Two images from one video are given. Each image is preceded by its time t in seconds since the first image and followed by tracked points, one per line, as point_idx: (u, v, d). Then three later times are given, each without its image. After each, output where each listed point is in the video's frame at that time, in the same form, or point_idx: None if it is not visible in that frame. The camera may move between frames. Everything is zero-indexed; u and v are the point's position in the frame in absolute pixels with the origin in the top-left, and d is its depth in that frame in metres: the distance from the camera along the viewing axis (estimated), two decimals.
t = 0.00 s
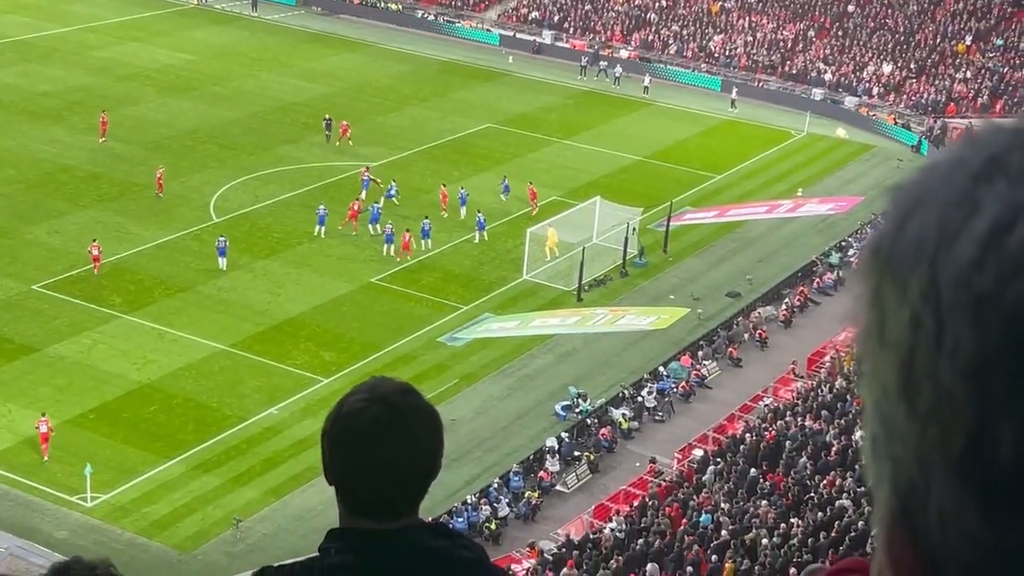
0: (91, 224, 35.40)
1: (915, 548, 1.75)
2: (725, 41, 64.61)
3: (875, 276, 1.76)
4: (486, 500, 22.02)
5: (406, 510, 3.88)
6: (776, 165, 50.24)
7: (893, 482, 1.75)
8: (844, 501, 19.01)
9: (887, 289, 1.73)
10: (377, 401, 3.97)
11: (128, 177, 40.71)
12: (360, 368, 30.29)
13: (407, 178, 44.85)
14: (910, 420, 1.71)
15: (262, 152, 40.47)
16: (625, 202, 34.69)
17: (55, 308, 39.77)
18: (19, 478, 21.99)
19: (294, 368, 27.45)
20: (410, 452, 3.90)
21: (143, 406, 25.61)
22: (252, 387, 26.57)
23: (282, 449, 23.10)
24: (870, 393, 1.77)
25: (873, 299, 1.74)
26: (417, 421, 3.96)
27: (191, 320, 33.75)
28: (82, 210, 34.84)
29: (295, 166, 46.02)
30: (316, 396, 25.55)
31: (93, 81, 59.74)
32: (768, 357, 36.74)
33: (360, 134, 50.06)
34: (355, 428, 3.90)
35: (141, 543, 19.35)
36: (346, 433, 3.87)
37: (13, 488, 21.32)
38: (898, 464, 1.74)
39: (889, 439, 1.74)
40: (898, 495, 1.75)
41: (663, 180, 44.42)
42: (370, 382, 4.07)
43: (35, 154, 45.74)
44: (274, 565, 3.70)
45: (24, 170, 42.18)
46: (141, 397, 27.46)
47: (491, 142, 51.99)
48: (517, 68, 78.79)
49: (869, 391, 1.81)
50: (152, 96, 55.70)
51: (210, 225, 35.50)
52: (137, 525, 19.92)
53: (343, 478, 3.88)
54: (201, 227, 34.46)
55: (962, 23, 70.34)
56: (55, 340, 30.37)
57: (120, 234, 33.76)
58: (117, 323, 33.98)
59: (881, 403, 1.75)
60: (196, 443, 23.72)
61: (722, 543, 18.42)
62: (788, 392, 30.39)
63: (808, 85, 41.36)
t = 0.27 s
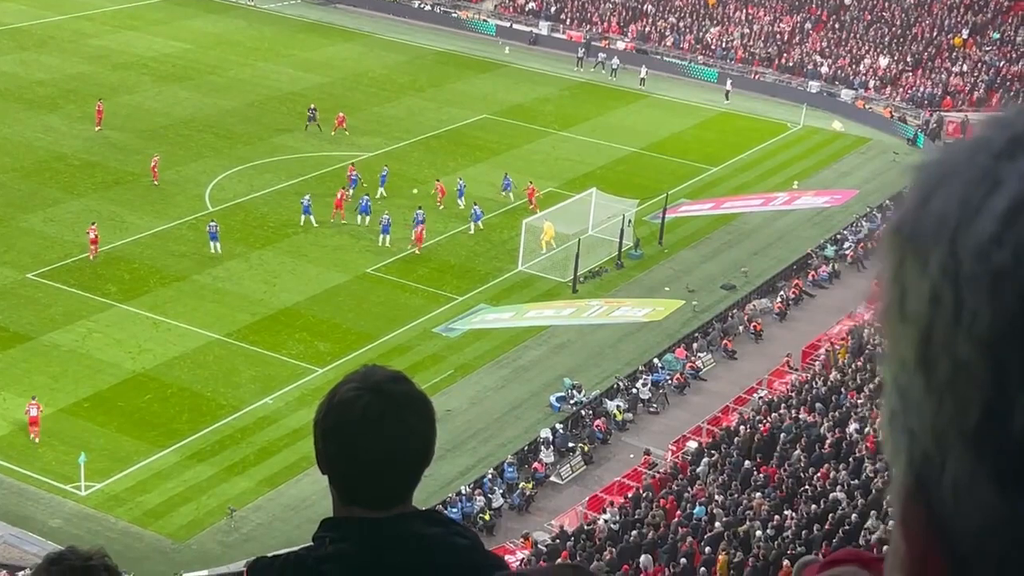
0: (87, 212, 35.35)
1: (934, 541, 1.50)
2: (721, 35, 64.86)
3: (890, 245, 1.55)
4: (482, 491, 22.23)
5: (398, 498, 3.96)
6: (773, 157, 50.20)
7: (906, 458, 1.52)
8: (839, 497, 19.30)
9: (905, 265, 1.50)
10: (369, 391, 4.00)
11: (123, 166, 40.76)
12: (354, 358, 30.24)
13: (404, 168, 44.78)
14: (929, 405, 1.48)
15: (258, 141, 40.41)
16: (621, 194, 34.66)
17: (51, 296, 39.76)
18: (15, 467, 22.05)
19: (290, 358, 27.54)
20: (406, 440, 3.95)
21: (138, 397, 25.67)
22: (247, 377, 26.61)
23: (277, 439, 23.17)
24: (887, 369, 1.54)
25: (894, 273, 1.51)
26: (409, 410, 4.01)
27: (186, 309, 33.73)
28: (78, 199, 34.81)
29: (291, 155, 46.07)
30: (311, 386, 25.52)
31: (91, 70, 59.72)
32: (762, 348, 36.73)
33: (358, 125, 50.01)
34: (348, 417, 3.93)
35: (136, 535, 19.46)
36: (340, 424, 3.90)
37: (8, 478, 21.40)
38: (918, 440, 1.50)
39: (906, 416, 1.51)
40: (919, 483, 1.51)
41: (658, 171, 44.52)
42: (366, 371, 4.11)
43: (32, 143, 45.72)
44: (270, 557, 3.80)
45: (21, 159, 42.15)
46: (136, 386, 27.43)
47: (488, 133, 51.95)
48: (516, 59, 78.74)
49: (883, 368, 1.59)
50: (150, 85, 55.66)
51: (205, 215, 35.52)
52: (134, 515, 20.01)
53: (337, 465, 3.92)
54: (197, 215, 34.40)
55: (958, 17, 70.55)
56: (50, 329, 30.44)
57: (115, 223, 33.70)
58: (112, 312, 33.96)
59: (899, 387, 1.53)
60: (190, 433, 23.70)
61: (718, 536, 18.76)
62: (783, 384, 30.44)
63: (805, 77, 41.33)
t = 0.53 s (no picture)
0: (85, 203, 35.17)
1: (976, 535, 1.41)
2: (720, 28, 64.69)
3: (934, 228, 1.46)
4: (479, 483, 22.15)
5: (404, 490, 4.01)
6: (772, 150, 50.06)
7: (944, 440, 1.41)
8: (834, 489, 19.59)
9: (947, 252, 1.41)
10: (375, 381, 4.02)
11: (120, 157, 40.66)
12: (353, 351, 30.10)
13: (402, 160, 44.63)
14: (968, 398, 1.40)
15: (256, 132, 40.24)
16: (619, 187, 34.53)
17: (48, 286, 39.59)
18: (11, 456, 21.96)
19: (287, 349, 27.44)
20: (413, 431, 3.99)
21: (136, 387, 25.59)
22: (245, 367, 26.52)
23: (275, 430, 23.08)
24: (928, 355, 1.45)
25: (940, 261, 1.41)
26: (416, 403, 4.03)
27: (184, 300, 33.59)
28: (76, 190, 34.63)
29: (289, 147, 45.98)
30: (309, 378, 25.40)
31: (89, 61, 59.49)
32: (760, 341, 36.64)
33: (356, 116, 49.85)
34: (355, 408, 3.96)
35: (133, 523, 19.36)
36: (344, 413, 3.95)
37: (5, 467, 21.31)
38: (961, 428, 1.41)
39: (945, 402, 1.42)
40: (957, 472, 1.43)
41: (658, 164, 44.38)
42: (372, 361, 4.15)
43: (30, 133, 45.53)
44: (275, 545, 3.93)
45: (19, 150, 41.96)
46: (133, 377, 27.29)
47: (487, 125, 51.81)
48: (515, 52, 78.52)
49: (922, 354, 1.49)
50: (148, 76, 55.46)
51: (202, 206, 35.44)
52: (131, 504, 19.86)
53: (340, 455, 3.98)
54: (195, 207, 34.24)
55: (956, 11, 70.62)
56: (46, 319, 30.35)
57: (113, 214, 33.55)
58: (110, 303, 33.80)
59: (941, 375, 1.44)
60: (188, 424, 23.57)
61: (714, 529, 19.01)
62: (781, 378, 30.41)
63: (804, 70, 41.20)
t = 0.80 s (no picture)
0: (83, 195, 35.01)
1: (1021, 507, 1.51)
2: (720, 21, 64.51)
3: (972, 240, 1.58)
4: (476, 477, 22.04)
5: (401, 483, 4.24)
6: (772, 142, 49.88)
7: (994, 427, 1.52)
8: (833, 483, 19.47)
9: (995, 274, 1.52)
10: (372, 371, 4.28)
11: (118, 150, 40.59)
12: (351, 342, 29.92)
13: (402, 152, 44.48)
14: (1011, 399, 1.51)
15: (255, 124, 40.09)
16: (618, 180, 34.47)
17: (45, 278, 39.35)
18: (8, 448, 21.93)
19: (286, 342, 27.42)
20: (408, 423, 4.25)
21: (134, 379, 25.54)
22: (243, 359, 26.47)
23: (273, 423, 23.03)
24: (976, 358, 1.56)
25: (981, 282, 1.54)
26: (413, 394, 4.29)
27: (183, 292, 33.45)
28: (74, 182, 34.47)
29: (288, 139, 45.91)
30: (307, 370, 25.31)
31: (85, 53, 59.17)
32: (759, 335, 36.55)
33: (355, 109, 49.70)
34: (355, 397, 4.21)
35: (129, 515, 19.31)
36: (343, 402, 4.20)
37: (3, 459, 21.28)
38: (1009, 419, 1.51)
39: (988, 403, 1.53)
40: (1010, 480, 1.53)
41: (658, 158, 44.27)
42: (370, 355, 4.40)
43: (28, 125, 45.30)
44: (272, 536, 4.11)
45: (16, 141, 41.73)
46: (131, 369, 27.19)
47: (486, 118, 51.68)
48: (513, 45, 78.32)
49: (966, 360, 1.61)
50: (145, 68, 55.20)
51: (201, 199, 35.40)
52: (128, 496, 19.84)
53: (338, 444, 4.22)
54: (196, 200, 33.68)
55: (956, 4, 70.43)
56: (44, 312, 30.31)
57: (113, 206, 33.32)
58: (109, 294, 33.63)
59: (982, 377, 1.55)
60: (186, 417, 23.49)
61: (711, 523, 18.95)
62: (781, 372, 30.38)
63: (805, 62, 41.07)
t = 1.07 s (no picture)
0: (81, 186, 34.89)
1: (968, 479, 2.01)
2: (718, 14, 64.40)
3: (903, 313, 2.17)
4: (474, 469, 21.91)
5: (393, 473, 5.19)
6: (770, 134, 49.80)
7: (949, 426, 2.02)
8: (830, 476, 19.56)
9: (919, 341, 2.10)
10: (365, 365, 5.21)
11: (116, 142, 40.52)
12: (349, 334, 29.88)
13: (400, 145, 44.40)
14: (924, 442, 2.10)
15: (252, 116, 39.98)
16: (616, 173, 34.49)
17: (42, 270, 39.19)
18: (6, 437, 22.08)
19: (283, 334, 27.48)
20: (399, 416, 5.20)
21: (131, 369, 25.63)
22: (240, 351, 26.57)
23: (270, 415, 23.17)
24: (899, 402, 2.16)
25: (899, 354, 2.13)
26: (404, 390, 5.22)
27: (181, 284, 33.39)
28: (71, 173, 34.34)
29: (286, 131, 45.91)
30: (305, 362, 25.34)
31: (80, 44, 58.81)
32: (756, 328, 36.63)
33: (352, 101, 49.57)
34: (349, 389, 5.17)
35: (126, 506, 19.33)
36: (338, 394, 5.16)
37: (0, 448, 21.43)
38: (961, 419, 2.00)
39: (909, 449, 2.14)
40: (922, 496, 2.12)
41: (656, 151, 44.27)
42: (363, 349, 5.31)
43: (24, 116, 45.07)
44: (268, 531, 4.98)
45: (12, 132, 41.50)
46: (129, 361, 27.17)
47: (484, 110, 51.58)
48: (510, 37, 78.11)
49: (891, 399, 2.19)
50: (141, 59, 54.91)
51: (199, 191, 35.45)
52: (125, 487, 19.80)
53: (332, 435, 5.18)
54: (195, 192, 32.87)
55: None
56: (41, 301, 30.37)
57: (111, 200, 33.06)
58: (106, 286, 33.53)
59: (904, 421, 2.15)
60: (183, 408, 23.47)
61: (708, 515, 18.79)
62: (777, 364, 30.46)
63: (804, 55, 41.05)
